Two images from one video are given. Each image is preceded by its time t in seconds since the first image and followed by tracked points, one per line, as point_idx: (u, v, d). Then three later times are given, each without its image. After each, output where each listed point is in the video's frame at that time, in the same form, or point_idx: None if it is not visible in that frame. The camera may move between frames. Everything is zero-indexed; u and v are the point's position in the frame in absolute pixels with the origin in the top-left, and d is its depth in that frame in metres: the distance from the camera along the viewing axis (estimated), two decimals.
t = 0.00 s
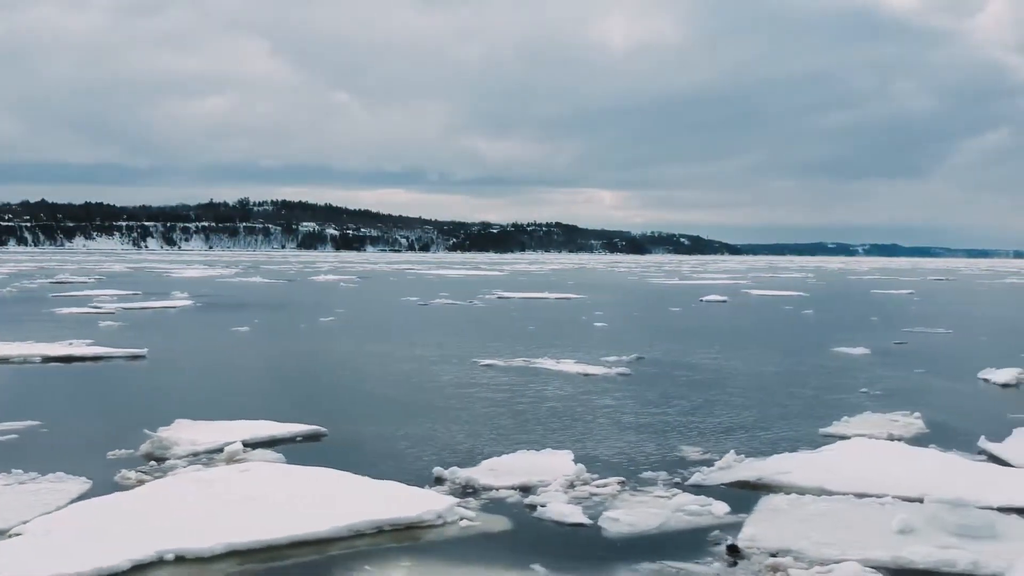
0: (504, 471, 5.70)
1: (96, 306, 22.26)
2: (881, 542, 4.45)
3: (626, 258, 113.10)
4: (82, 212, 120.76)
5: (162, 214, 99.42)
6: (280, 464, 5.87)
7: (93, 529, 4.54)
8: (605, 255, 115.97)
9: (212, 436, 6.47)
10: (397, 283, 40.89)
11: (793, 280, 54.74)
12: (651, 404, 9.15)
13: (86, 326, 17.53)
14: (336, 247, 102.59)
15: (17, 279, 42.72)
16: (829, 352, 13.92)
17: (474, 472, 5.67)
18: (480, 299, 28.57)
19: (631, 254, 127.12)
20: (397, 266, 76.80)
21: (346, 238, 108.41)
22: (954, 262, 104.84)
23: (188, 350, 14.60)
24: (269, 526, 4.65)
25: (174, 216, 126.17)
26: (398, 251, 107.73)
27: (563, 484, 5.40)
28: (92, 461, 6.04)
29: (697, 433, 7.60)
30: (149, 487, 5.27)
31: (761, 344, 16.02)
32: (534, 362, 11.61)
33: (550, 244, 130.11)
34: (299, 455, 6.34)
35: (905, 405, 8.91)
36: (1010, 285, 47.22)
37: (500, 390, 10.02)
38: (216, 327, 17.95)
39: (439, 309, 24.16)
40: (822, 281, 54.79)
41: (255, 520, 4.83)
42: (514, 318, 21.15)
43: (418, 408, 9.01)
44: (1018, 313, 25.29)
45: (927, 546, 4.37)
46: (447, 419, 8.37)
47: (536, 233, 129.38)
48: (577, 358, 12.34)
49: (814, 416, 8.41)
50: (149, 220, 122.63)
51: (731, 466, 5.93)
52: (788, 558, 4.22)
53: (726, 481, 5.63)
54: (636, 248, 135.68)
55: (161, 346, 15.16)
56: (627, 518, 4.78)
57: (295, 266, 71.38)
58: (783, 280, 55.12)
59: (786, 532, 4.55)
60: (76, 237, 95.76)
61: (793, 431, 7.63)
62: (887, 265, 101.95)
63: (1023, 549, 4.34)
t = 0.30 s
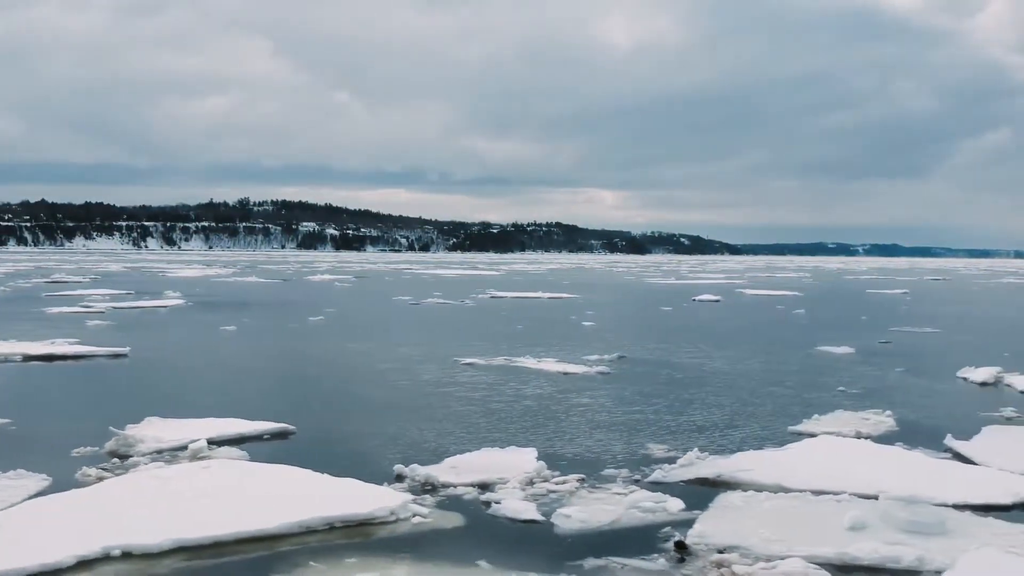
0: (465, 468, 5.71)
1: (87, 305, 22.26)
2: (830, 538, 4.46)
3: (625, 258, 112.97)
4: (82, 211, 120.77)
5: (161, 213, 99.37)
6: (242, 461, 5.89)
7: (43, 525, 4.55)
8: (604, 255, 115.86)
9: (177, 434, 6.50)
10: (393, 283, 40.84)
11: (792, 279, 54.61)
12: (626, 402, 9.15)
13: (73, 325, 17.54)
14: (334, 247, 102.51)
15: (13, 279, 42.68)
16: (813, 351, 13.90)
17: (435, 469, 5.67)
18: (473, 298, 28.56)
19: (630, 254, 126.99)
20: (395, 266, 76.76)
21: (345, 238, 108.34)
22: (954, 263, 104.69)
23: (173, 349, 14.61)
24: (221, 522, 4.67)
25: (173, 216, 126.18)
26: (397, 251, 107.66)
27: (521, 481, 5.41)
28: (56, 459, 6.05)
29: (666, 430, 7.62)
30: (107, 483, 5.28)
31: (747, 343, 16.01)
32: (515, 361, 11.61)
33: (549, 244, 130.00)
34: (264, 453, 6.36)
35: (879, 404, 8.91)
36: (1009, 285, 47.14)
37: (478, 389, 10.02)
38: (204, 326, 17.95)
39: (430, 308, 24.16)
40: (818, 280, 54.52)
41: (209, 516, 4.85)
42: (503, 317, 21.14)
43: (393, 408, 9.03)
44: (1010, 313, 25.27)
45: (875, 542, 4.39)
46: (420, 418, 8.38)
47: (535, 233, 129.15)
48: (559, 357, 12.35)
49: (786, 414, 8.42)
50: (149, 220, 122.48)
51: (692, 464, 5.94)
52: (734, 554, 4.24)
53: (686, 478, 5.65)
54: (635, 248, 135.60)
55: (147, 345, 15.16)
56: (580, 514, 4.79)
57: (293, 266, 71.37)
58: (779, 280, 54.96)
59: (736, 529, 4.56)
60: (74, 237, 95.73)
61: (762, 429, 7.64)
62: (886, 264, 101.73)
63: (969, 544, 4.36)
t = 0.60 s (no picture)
0: (426, 465, 5.72)
1: (78, 305, 22.25)
2: (780, 534, 4.46)
3: (623, 258, 112.85)
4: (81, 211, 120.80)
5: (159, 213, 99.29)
6: (205, 459, 5.89)
7: None
8: (602, 255, 115.74)
9: (144, 431, 6.52)
10: (390, 283, 40.89)
11: (791, 279, 54.50)
12: (603, 401, 9.16)
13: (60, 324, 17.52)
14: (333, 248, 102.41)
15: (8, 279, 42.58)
16: (796, 350, 13.90)
17: (395, 466, 5.67)
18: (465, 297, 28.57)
19: (630, 254, 126.92)
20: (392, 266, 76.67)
21: (343, 238, 108.26)
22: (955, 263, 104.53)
23: (159, 348, 14.62)
24: (173, 517, 4.68)
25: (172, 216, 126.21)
26: (396, 251, 107.59)
27: (480, 478, 5.41)
28: (20, 456, 6.06)
29: (637, 429, 7.62)
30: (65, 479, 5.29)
31: (734, 342, 16.00)
32: (497, 360, 11.62)
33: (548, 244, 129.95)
34: (229, 450, 6.37)
35: (855, 403, 8.91)
36: (1009, 285, 47.12)
37: (455, 388, 10.03)
38: (191, 325, 17.95)
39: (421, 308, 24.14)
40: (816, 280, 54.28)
41: (163, 509, 4.85)
42: (494, 317, 21.12)
43: (368, 407, 9.04)
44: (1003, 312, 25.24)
45: (823, 538, 4.39)
46: (392, 417, 8.39)
47: (535, 233, 129.11)
48: (542, 356, 12.35)
49: (759, 412, 8.43)
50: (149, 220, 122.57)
51: (654, 462, 5.96)
52: (681, 550, 4.24)
53: (646, 476, 5.66)
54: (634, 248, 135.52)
55: (132, 343, 15.17)
56: (532, 511, 4.80)
57: (290, 267, 71.32)
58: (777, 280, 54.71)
59: (687, 526, 4.57)
60: (73, 237, 95.70)
61: (732, 427, 7.65)
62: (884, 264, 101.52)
63: (917, 541, 4.35)
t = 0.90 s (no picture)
0: (388, 463, 5.72)
1: (67, 304, 22.21)
2: (729, 530, 4.48)
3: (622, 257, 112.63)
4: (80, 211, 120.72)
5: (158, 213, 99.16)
6: (167, 456, 5.91)
7: None
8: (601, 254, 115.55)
9: (110, 429, 6.52)
10: (384, 282, 40.95)
11: (788, 279, 53.95)
12: (578, 400, 9.17)
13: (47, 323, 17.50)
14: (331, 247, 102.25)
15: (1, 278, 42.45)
16: (780, 349, 13.89)
17: (356, 463, 5.68)
18: (458, 297, 28.56)
19: (628, 254, 126.80)
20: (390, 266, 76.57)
21: (342, 237, 108.12)
22: (953, 262, 104.34)
23: (144, 346, 14.61)
24: (125, 513, 4.69)
25: (171, 215, 126.08)
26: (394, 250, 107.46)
27: (439, 476, 5.43)
28: None
29: (606, 426, 7.64)
30: (24, 476, 5.30)
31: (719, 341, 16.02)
32: (478, 358, 11.63)
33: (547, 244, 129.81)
34: (194, 448, 6.38)
35: (828, 401, 8.93)
36: (1006, 285, 47.03)
37: (432, 386, 10.04)
38: (179, 324, 17.93)
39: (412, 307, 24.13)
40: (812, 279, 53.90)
41: (117, 506, 4.86)
42: (483, 316, 21.10)
43: (343, 406, 9.05)
44: (993, 311, 25.26)
45: (771, 534, 4.40)
46: (366, 416, 8.40)
47: (534, 233, 128.98)
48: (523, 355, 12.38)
49: (731, 409, 8.44)
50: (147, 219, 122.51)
51: (615, 459, 5.98)
52: (628, 546, 4.26)
53: (605, 473, 5.68)
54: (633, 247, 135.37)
55: (117, 342, 15.15)
56: (485, 508, 4.82)
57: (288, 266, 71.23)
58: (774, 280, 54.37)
59: (637, 522, 4.59)
60: (71, 237, 95.57)
61: (702, 425, 7.67)
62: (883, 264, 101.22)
63: (865, 538, 4.37)
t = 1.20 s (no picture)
0: (349, 461, 5.73)
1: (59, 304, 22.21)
2: (678, 527, 4.50)
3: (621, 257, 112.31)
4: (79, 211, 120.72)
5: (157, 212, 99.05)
6: (131, 453, 5.92)
7: None
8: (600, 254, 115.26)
9: (76, 427, 6.53)
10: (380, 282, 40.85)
11: (786, 279, 53.10)
12: (555, 398, 9.17)
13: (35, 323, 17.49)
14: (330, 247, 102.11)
15: None
16: (764, 348, 13.86)
17: (317, 461, 5.69)
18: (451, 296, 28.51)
19: (628, 254, 126.64)
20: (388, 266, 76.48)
21: (341, 237, 107.95)
22: (954, 262, 104.08)
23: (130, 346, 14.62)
24: (79, 510, 4.70)
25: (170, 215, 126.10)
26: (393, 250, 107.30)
27: (398, 473, 5.44)
28: None
29: (577, 425, 7.65)
30: None
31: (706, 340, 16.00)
32: (460, 357, 11.63)
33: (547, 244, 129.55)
34: (160, 446, 6.40)
35: (803, 399, 8.93)
36: (1010, 285, 46.56)
37: (411, 386, 10.04)
38: (167, 323, 17.92)
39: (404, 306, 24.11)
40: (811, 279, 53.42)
41: (72, 503, 4.87)
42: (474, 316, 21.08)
43: (320, 405, 9.06)
44: (988, 311, 25.11)
45: (719, 531, 4.42)
46: (340, 415, 8.41)
47: (533, 233, 128.82)
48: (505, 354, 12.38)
49: (705, 408, 8.45)
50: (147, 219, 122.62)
51: (577, 457, 5.99)
52: (575, 542, 4.27)
53: (566, 470, 5.69)
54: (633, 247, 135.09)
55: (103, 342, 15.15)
56: (439, 504, 4.83)
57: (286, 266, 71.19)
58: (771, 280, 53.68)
59: (588, 518, 4.60)
60: (70, 237, 95.50)
61: (673, 423, 7.67)
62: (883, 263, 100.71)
63: (812, 534, 4.38)
